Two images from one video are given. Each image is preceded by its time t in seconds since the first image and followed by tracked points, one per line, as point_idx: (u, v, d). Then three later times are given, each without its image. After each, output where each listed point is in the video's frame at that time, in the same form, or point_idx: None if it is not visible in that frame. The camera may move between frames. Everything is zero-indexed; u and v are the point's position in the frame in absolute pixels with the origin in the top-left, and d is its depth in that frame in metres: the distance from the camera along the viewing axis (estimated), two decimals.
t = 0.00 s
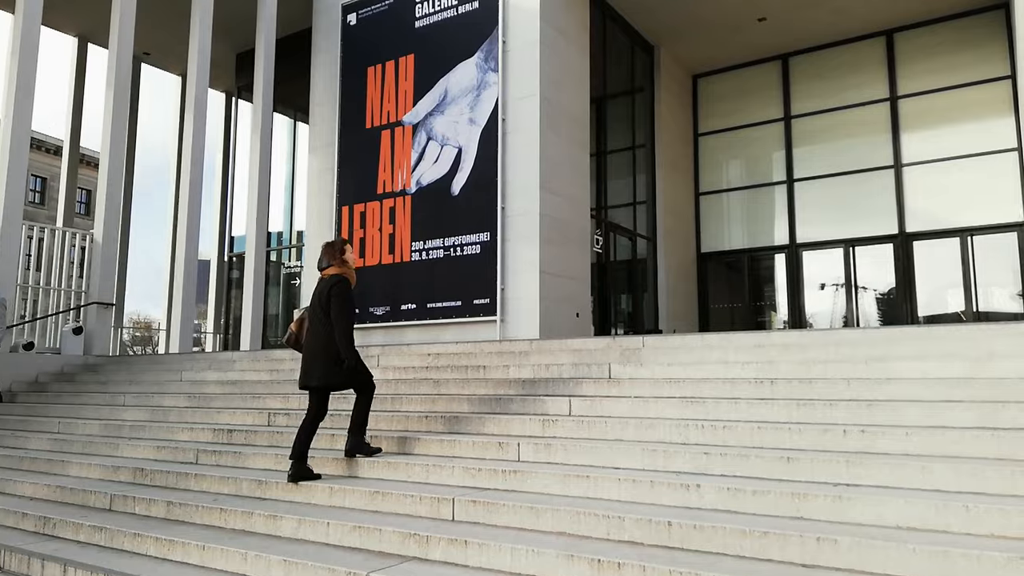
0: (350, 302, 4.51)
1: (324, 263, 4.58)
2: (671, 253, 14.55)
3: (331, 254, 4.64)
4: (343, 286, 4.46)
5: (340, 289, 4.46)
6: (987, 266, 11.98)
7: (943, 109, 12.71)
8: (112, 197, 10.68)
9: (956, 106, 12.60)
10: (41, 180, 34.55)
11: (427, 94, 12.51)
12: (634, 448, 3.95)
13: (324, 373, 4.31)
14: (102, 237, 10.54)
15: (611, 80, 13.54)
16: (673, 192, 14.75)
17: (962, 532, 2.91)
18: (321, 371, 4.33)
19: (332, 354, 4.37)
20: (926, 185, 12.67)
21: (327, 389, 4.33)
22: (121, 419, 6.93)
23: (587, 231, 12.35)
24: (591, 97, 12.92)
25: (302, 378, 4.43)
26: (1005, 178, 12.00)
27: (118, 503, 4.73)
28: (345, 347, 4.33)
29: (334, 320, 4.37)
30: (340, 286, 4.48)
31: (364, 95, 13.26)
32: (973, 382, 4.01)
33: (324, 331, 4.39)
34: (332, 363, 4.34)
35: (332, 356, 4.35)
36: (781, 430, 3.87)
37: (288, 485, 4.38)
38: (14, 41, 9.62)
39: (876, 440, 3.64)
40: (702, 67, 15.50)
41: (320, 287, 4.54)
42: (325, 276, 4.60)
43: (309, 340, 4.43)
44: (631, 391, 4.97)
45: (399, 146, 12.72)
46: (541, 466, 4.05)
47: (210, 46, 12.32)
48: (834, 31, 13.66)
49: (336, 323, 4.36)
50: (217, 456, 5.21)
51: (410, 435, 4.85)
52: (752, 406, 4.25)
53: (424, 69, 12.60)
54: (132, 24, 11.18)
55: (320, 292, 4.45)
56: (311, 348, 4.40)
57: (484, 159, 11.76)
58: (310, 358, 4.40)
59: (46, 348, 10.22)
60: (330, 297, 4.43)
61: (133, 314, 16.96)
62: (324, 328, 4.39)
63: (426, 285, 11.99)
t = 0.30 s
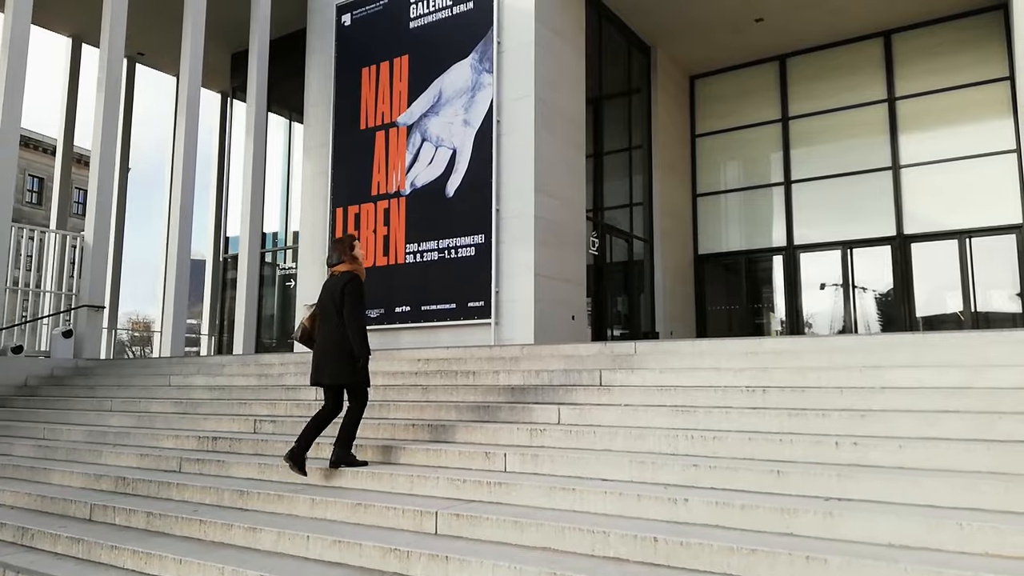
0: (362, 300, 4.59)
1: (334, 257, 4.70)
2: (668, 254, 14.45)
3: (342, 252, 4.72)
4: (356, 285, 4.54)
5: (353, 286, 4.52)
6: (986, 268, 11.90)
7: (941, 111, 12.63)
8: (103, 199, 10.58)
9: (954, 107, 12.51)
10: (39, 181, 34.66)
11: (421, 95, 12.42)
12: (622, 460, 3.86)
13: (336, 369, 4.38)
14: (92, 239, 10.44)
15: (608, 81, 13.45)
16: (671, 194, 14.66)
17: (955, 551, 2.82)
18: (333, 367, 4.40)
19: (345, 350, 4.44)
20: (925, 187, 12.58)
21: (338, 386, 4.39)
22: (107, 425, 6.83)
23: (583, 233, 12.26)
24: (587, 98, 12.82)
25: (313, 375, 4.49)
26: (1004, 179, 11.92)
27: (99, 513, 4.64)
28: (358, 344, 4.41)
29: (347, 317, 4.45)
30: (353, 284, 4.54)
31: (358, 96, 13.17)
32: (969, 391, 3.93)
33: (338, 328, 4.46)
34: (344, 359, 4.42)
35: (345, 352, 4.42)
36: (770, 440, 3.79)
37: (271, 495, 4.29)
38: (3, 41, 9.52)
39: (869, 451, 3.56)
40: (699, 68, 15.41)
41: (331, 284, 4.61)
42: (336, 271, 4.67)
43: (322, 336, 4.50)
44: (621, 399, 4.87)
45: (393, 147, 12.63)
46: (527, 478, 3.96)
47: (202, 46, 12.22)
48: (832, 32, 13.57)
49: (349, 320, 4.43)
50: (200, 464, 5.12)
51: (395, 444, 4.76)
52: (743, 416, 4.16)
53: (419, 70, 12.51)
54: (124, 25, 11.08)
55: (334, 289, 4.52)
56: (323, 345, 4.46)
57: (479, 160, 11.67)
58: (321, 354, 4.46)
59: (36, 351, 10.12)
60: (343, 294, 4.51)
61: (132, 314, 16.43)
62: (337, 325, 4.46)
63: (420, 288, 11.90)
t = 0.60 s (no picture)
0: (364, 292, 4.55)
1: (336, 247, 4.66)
2: (666, 254, 14.36)
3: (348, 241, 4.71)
4: (358, 277, 4.50)
5: (355, 277, 4.49)
6: (985, 268, 11.80)
7: (941, 110, 12.53)
8: (94, 198, 10.48)
9: (954, 107, 12.42)
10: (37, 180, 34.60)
11: (416, 94, 12.31)
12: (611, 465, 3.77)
13: (339, 362, 4.34)
14: (84, 239, 10.35)
15: (605, 80, 13.34)
16: (668, 193, 14.57)
17: (952, 562, 2.73)
18: (336, 359, 4.35)
19: (347, 343, 4.40)
20: (924, 186, 12.49)
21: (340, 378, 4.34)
22: (93, 427, 6.73)
23: (579, 232, 12.17)
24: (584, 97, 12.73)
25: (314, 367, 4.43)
26: (1003, 179, 11.83)
27: (79, 518, 4.54)
28: (361, 337, 4.37)
29: (350, 309, 4.40)
30: (353, 275, 4.50)
31: (353, 94, 13.07)
32: (968, 395, 3.83)
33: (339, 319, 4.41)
34: (347, 352, 4.37)
35: (348, 345, 4.38)
36: (764, 445, 3.70)
37: (254, 501, 4.20)
38: None
39: (865, 457, 3.46)
40: (697, 67, 15.32)
41: (332, 275, 4.55)
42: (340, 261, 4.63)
43: (324, 328, 4.44)
44: (613, 402, 4.78)
45: (388, 146, 12.53)
46: (514, 484, 3.86)
47: (195, 44, 12.11)
48: (830, 31, 13.48)
49: (352, 312, 4.39)
50: (184, 467, 5.03)
51: (383, 447, 4.65)
52: (737, 420, 4.07)
53: (414, 68, 12.41)
54: (116, 23, 10.97)
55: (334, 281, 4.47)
56: (325, 337, 4.41)
57: (474, 159, 11.57)
58: (323, 346, 4.40)
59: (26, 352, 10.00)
60: (345, 286, 4.46)
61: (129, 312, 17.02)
62: (340, 316, 4.41)
63: (415, 288, 11.80)
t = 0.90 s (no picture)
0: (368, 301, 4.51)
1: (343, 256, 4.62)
2: (664, 256, 14.25)
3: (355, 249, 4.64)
4: (364, 285, 4.46)
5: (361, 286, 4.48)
6: (985, 270, 11.70)
7: (941, 111, 12.43)
8: (85, 200, 10.36)
9: (954, 107, 12.32)
10: (33, 181, 34.47)
11: (412, 94, 12.20)
12: (603, 478, 3.66)
13: (340, 370, 4.29)
14: (74, 241, 10.25)
15: (602, 81, 13.24)
16: (666, 194, 14.46)
17: None
18: (337, 368, 4.31)
19: (349, 351, 4.35)
20: (923, 188, 12.39)
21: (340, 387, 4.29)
22: (79, 434, 6.61)
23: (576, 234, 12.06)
24: (581, 98, 12.62)
25: (316, 375, 4.40)
26: (1004, 180, 11.73)
27: (59, 530, 4.42)
28: (362, 346, 4.31)
29: (353, 316, 4.36)
30: (361, 284, 4.49)
31: (348, 95, 12.96)
32: (969, 406, 3.72)
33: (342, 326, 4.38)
34: (348, 360, 4.32)
35: (349, 353, 4.33)
36: (760, 457, 3.59)
37: (237, 513, 4.09)
38: None
39: (864, 471, 3.35)
40: (695, 68, 15.22)
41: (338, 283, 4.53)
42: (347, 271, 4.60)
43: (327, 336, 4.41)
44: (606, 411, 4.67)
45: (383, 147, 12.42)
46: (503, 497, 3.75)
47: (188, 43, 12.00)
48: (829, 31, 13.38)
49: (355, 321, 4.35)
50: (168, 477, 4.92)
51: (370, 458, 4.54)
52: (732, 430, 3.96)
53: (409, 69, 12.30)
54: (107, 22, 10.85)
55: (341, 288, 4.47)
56: (327, 345, 4.37)
57: (469, 161, 11.47)
58: (324, 354, 4.37)
59: (15, 356, 9.88)
60: (350, 294, 4.43)
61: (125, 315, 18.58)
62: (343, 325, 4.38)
63: (410, 290, 11.69)
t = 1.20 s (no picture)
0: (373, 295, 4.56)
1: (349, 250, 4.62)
2: (663, 258, 14.15)
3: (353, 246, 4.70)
4: (369, 280, 4.50)
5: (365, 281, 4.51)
6: (987, 271, 11.59)
7: (941, 112, 12.33)
8: (77, 202, 10.28)
9: (955, 109, 12.21)
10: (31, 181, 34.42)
11: (408, 95, 12.11)
12: (594, 493, 3.56)
13: (349, 365, 4.35)
14: (66, 243, 10.15)
15: (600, 82, 13.14)
16: (665, 196, 14.36)
17: None
18: (346, 363, 4.37)
19: (358, 345, 4.41)
20: (923, 189, 12.30)
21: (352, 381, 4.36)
22: (67, 441, 6.51)
23: (574, 236, 11.96)
24: (579, 99, 12.52)
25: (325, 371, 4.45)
26: (1005, 182, 11.62)
27: (40, 543, 4.33)
28: (370, 340, 4.37)
29: (360, 311, 4.42)
30: (365, 279, 4.52)
31: (344, 95, 12.87)
32: (970, 418, 3.63)
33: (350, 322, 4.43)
34: (358, 356, 4.38)
35: (359, 348, 4.39)
36: (755, 471, 3.49)
37: (221, 527, 3.99)
38: None
39: (862, 486, 3.26)
40: (694, 68, 15.12)
41: (343, 279, 4.58)
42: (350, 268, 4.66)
43: (334, 332, 4.46)
44: (599, 421, 4.57)
45: (380, 148, 12.32)
46: (492, 511, 3.65)
47: (183, 43, 11.90)
48: (829, 31, 13.27)
49: (363, 315, 4.40)
50: (153, 488, 4.83)
51: (357, 469, 4.44)
52: (728, 442, 3.86)
53: (405, 69, 12.20)
54: (100, 22, 10.75)
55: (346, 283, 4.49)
56: (336, 341, 4.43)
57: (466, 162, 11.37)
58: (333, 350, 4.43)
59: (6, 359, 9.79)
60: (355, 288, 4.48)
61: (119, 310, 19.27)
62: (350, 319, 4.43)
63: (406, 293, 11.59)
